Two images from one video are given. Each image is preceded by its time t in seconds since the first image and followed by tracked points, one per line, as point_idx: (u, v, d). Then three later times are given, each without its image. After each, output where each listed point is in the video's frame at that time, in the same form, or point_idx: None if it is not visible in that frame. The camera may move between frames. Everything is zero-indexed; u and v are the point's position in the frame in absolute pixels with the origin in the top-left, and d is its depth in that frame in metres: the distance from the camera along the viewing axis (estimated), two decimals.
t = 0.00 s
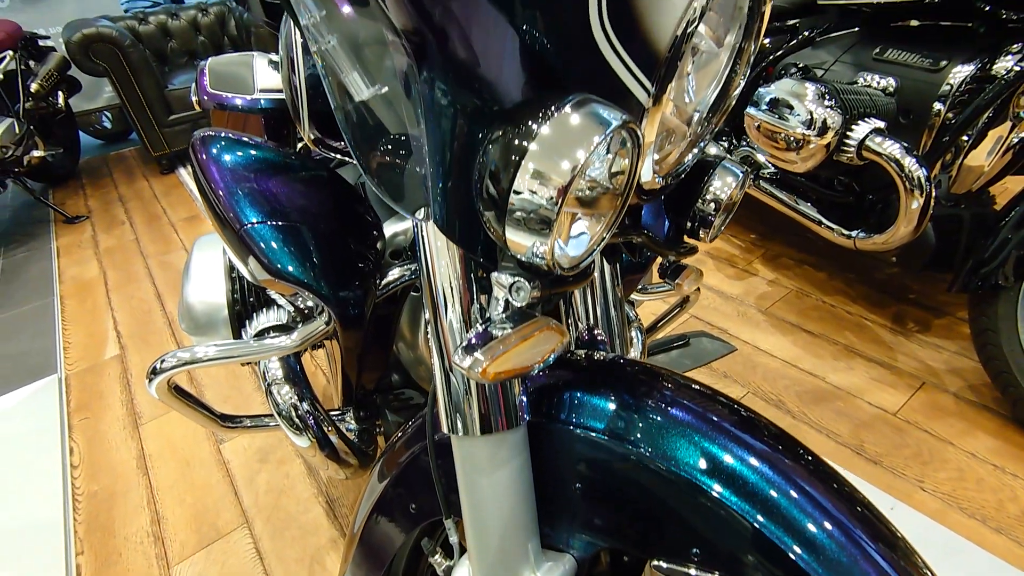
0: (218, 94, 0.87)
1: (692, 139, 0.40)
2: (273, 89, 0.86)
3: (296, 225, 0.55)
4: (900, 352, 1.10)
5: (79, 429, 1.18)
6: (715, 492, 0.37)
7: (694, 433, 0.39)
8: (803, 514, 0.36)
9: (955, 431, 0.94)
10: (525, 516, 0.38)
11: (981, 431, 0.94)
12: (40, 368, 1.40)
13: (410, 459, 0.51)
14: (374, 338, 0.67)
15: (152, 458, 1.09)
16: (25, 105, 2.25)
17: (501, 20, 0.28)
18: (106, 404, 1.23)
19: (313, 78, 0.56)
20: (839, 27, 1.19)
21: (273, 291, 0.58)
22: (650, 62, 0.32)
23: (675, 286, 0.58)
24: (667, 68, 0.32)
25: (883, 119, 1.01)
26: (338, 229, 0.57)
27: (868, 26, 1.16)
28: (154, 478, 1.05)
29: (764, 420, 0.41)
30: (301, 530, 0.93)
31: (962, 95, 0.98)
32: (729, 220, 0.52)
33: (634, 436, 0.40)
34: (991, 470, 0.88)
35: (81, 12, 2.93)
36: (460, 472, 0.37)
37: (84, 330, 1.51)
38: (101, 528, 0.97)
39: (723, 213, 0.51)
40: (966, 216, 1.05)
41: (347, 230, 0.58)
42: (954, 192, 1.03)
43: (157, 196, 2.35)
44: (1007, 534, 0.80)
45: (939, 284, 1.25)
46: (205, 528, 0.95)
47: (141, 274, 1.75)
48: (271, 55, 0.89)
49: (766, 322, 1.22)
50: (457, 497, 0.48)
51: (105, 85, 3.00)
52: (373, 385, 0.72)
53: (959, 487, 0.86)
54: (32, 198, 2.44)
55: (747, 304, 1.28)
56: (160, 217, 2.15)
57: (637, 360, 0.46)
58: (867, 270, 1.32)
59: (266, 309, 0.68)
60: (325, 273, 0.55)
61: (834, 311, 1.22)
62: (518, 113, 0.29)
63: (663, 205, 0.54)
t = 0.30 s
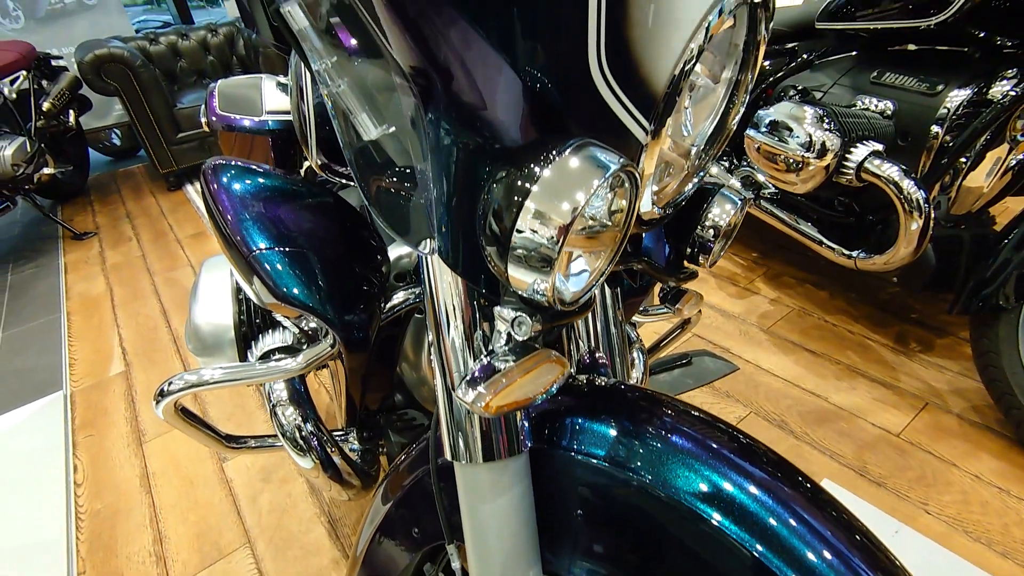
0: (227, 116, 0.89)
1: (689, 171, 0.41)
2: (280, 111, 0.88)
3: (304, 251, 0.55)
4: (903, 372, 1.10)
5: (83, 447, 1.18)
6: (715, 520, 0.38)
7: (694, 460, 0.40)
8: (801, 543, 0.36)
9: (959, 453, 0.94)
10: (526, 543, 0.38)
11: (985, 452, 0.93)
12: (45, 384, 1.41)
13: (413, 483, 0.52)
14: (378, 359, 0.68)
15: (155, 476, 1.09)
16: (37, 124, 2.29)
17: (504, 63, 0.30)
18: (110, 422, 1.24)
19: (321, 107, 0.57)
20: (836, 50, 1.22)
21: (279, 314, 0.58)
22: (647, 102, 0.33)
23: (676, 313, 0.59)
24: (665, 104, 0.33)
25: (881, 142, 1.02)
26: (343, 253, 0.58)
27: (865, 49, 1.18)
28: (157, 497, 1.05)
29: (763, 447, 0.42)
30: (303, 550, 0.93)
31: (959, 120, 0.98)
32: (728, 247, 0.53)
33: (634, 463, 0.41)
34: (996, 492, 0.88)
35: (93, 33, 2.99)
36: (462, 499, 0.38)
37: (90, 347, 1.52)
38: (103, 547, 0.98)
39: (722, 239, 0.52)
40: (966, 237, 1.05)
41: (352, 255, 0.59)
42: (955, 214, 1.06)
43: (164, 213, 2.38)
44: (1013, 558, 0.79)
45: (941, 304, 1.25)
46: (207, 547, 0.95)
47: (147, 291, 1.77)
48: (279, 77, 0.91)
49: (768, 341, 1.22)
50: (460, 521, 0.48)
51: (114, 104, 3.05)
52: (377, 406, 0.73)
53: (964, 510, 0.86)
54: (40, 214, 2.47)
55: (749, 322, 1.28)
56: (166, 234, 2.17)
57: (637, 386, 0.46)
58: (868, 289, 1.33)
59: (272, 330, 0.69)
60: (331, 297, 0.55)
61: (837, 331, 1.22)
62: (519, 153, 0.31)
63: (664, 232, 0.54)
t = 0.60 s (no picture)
0: (233, 135, 0.90)
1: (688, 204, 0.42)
2: (285, 131, 0.89)
3: (309, 275, 0.56)
4: (904, 392, 1.10)
5: (84, 464, 1.19)
6: (713, 548, 0.38)
7: (693, 487, 0.40)
8: (800, 573, 0.36)
9: (962, 475, 0.93)
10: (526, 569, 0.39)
11: (988, 474, 0.93)
12: (48, 400, 1.41)
13: (414, 506, 0.52)
14: (381, 380, 0.68)
15: (155, 494, 1.09)
16: (45, 141, 2.32)
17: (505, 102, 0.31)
18: (112, 438, 1.24)
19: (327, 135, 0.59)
20: (835, 71, 1.23)
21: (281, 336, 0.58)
22: (644, 138, 0.34)
23: (676, 336, 0.60)
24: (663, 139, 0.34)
25: (879, 164, 1.03)
26: (348, 277, 0.59)
27: (862, 72, 1.19)
28: (157, 515, 1.05)
29: (762, 473, 0.42)
30: (303, 570, 0.93)
31: (955, 141, 0.99)
32: (727, 271, 0.54)
33: (633, 490, 0.41)
34: (1000, 515, 0.87)
35: (102, 50, 3.04)
36: (464, 526, 0.38)
37: (93, 363, 1.53)
38: (102, 566, 0.97)
39: (721, 264, 0.52)
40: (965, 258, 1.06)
41: (356, 279, 0.59)
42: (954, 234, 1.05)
43: (169, 228, 2.40)
44: None
45: (942, 323, 1.25)
46: (206, 567, 0.95)
47: (150, 306, 1.78)
48: (285, 97, 0.92)
49: (769, 360, 1.22)
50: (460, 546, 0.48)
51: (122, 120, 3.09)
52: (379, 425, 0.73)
53: (968, 533, 0.85)
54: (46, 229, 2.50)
55: (750, 341, 1.28)
56: (171, 249, 2.19)
57: (638, 411, 0.47)
58: (870, 308, 1.33)
59: (275, 351, 0.70)
60: (335, 320, 0.56)
61: (838, 350, 1.22)
62: (519, 189, 0.32)
63: (664, 256, 0.55)
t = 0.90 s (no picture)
0: (240, 153, 0.91)
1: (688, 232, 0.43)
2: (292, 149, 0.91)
3: (314, 295, 0.56)
4: (907, 410, 1.10)
5: (87, 479, 1.19)
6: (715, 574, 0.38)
7: (694, 511, 0.40)
8: None
9: (966, 494, 0.93)
10: None
11: (993, 495, 0.92)
12: (52, 414, 1.42)
13: (417, 527, 0.52)
14: (385, 398, 0.69)
15: (157, 510, 1.09)
16: (54, 156, 2.35)
17: (507, 134, 0.32)
18: (115, 454, 1.24)
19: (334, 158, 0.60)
20: (832, 92, 1.25)
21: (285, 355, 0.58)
22: (645, 168, 0.35)
23: (677, 357, 0.60)
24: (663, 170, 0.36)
25: (878, 183, 1.03)
26: (353, 298, 0.59)
27: (861, 91, 1.21)
28: (158, 532, 1.05)
29: (762, 497, 0.43)
30: None
31: (954, 161, 1.00)
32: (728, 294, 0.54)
33: (635, 514, 0.41)
34: (1005, 536, 0.86)
35: (111, 67, 3.09)
36: (467, 548, 0.39)
37: (97, 377, 1.53)
38: None
39: (723, 287, 0.53)
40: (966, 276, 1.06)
41: (362, 299, 0.60)
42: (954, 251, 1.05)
43: (174, 242, 2.42)
44: None
45: (945, 340, 1.25)
46: None
47: (155, 320, 1.79)
48: (292, 116, 0.94)
49: (771, 377, 1.22)
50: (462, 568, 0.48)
51: (130, 135, 3.13)
52: (382, 443, 0.73)
53: (973, 554, 0.84)
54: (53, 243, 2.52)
55: (753, 357, 1.28)
56: (175, 263, 2.20)
57: (639, 433, 0.47)
58: (871, 325, 1.33)
59: (280, 370, 0.71)
60: (340, 340, 0.56)
61: (840, 367, 1.22)
62: (522, 220, 0.34)
63: (666, 279, 0.56)
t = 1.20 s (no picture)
0: (246, 170, 0.92)
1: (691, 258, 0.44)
2: (297, 166, 0.92)
3: (321, 316, 0.57)
4: (912, 428, 1.09)
5: (89, 495, 1.19)
6: None
7: (698, 534, 0.40)
8: None
9: (972, 515, 0.92)
10: None
11: (999, 515, 0.92)
12: (56, 429, 1.42)
13: (423, 548, 0.52)
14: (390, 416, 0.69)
15: (159, 526, 1.09)
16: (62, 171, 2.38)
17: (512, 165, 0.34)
18: (118, 469, 1.24)
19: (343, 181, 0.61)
20: (833, 110, 1.26)
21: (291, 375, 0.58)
22: (648, 196, 0.36)
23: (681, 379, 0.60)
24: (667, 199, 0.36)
25: (879, 202, 1.04)
26: (359, 317, 0.60)
27: (861, 110, 1.22)
28: (160, 549, 1.04)
29: (766, 520, 0.43)
30: None
31: (954, 180, 1.01)
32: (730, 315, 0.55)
33: (640, 538, 0.41)
34: (1013, 557, 0.86)
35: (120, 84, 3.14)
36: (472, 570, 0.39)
37: (101, 391, 1.54)
38: None
39: (725, 308, 0.54)
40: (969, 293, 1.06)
41: (368, 319, 0.61)
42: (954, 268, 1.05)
43: (179, 256, 2.43)
44: None
45: (948, 358, 1.25)
46: None
47: (159, 334, 1.79)
48: (299, 133, 0.95)
49: (775, 394, 1.22)
50: None
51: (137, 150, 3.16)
52: (386, 461, 0.74)
53: None
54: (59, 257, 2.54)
55: (756, 373, 1.28)
56: (180, 277, 2.22)
57: (643, 455, 0.47)
58: (874, 341, 1.33)
59: (285, 388, 0.71)
60: (346, 360, 0.56)
61: (844, 384, 1.22)
62: (525, 246, 0.35)
63: (669, 301, 0.57)
